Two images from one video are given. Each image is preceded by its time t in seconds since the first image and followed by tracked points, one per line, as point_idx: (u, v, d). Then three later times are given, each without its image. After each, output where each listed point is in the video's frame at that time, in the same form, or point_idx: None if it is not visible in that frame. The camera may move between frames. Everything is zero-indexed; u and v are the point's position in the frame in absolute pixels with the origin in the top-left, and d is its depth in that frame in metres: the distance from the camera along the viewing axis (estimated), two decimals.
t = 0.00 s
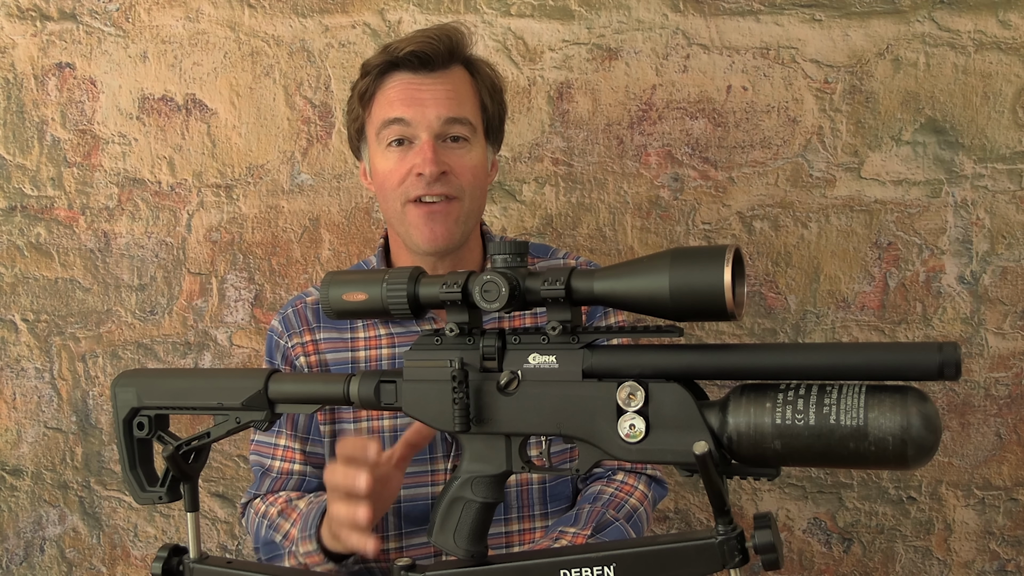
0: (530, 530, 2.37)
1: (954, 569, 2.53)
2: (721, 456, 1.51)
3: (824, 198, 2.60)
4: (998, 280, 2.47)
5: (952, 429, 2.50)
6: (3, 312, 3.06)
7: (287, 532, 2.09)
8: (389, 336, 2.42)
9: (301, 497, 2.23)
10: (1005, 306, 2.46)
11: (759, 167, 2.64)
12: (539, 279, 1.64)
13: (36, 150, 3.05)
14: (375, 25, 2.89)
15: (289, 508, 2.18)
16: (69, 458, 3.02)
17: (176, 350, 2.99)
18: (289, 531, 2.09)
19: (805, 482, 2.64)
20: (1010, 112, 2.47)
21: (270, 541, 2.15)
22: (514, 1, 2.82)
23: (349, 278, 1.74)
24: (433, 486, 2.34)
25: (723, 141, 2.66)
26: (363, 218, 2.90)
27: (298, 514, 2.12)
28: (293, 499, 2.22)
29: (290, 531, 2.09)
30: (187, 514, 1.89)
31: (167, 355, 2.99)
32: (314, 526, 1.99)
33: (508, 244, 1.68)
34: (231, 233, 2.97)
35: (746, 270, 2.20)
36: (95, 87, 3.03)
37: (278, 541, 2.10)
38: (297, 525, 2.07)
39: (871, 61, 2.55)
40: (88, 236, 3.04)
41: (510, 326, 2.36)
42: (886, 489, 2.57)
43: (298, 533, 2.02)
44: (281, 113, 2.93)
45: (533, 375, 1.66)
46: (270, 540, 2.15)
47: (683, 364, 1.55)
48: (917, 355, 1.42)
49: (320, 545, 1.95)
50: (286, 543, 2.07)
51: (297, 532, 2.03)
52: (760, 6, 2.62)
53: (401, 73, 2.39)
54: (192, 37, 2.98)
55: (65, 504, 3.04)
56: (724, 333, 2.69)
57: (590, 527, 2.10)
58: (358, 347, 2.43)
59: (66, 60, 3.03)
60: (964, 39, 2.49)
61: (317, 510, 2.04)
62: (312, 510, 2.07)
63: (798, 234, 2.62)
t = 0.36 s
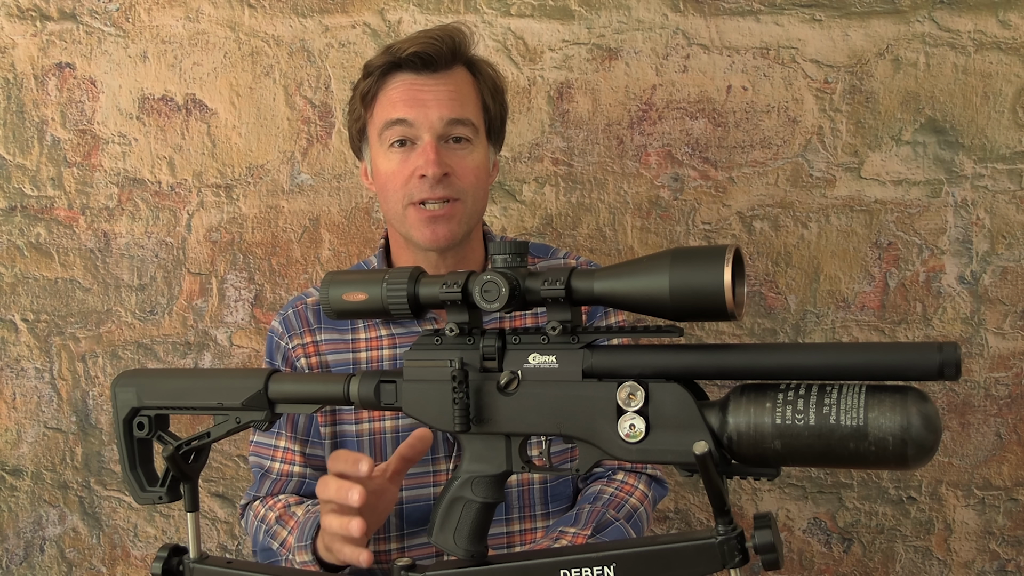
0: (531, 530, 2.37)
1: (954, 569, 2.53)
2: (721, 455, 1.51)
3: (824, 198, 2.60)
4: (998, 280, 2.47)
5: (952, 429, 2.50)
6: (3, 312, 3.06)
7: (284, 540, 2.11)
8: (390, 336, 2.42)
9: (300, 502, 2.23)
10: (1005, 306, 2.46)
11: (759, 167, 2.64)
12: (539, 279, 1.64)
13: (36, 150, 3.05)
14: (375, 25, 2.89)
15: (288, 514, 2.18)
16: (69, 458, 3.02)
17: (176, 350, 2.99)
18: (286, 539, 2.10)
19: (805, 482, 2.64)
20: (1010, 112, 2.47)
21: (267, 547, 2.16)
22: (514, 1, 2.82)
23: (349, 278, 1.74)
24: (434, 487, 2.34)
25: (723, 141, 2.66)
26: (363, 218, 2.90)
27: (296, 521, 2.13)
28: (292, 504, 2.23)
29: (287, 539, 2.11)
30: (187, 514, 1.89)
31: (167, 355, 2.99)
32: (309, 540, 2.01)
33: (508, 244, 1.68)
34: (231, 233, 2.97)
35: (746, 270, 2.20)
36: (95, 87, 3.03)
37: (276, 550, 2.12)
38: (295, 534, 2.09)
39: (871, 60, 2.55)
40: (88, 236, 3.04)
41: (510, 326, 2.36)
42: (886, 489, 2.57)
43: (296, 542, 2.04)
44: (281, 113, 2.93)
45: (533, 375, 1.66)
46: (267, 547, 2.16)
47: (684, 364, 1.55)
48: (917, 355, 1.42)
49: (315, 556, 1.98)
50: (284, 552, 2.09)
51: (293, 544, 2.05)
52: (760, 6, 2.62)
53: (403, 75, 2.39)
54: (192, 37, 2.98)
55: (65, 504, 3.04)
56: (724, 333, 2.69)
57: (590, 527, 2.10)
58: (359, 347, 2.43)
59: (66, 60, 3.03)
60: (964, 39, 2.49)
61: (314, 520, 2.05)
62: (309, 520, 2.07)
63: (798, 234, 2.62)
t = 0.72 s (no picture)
0: (531, 530, 2.37)
1: (954, 569, 2.53)
2: (721, 455, 1.51)
3: (824, 198, 2.60)
4: (998, 280, 2.47)
5: (952, 429, 2.50)
6: (3, 312, 3.06)
7: (289, 552, 2.11)
8: (391, 337, 2.42)
9: (303, 510, 2.22)
10: (1005, 306, 2.46)
11: (759, 167, 2.64)
12: (539, 279, 1.64)
13: (36, 150, 3.05)
14: (375, 25, 2.89)
15: (292, 524, 2.18)
16: (69, 458, 3.02)
17: (176, 350, 2.99)
18: (292, 550, 2.11)
19: (805, 482, 2.64)
20: (1010, 112, 2.47)
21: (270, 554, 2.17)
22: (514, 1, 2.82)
23: (348, 278, 1.74)
24: (433, 487, 2.34)
25: (723, 141, 2.66)
26: (363, 218, 2.90)
27: (302, 534, 2.12)
28: (295, 512, 2.22)
29: (293, 550, 2.11)
30: (187, 513, 1.89)
31: (167, 355, 2.99)
32: (319, 559, 2.03)
33: (508, 244, 1.68)
34: (231, 233, 2.97)
35: (746, 270, 2.20)
36: (95, 87, 3.03)
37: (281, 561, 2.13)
38: (301, 546, 2.09)
39: (871, 61, 2.55)
40: (88, 236, 3.04)
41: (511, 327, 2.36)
42: (886, 489, 2.57)
43: (304, 557, 2.06)
44: (281, 113, 2.93)
45: (533, 375, 1.66)
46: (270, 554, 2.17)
47: (684, 364, 1.55)
48: (917, 354, 1.42)
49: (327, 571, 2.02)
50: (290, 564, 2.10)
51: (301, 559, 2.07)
52: (760, 6, 2.62)
53: (405, 77, 2.37)
54: (192, 37, 2.98)
55: (65, 504, 3.04)
56: (724, 334, 2.69)
57: (590, 528, 2.10)
58: (359, 348, 2.43)
59: (66, 60, 3.03)
60: (964, 39, 2.49)
61: (324, 537, 2.06)
62: (318, 536, 2.07)
63: (798, 234, 2.62)
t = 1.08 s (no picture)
0: (531, 529, 2.37)
1: (954, 569, 2.53)
2: (721, 456, 1.51)
3: (824, 198, 2.60)
4: (998, 280, 2.47)
5: (952, 429, 2.50)
6: (3, 312, 3.06)
7: (301, 554, 2.13)
8: (394, 333, 2.42)
9: (313, 511, 2.23)
10: (1005, 306, 2.46)
11: (759, 167, 2.64)
12: (539, 279, 1.64)
13: (36, 150, 3.05)
14: (375, 25, 2.89)
15: (302, 525, 2.19)
16: (68, 458, 3.02)
17: (176, 350, 2.99)
18: (303, 553, 2.13)
19: (805, 482, 2.64)
20: (1010, 113, 2.47)
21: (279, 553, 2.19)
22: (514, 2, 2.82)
23: (349, 278, 1.74)
24: (435, 483, 2.34)
25: (723, 141, 2.66)
26: (363, 218, 2.90)
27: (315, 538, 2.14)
28: (304, 513, 2.23)
29: (305, 553, 2.13)
30: (187, 514, 1.89)
31: (167, 355, 2.99)
32: (334, 564, 2.05)
33: (508, 244, 1.68)
34: (231, 233, 2.97)
35: (746, 270, 2.20)
36: (95, 87, 3.03)
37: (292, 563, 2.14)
38: (314, 549, 2.11)
39: (871, 61, 2.55)
40: (88, 236, 3.04)
41: (511, 326, 2.36)
42: (886, 489, 2.57)
43: (318, 560, 2.09)
44: (281, 113, 2.93)
45: (533, 375, 1.66)
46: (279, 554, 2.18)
47: (683, 365, 1.55)
48: (917, 354, 1.42)
49: None
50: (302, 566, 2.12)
51: (316, 561, 2.09)
52: (760, 6, 2.62)
53: (404, 64, 2.39)
54: (192, 37, 2.98)
55: (65, 504, 3.04)
56: (724, 333, 2.69)
57: (590, 527, 2.10)
58: (363, 344, 2.43)
59: (66, 60, 3.03)
60: (964, 39, 2.49)
61: (340, 544, 2.08)
62: (333, 541, 2.09)
63: (798, 234, 2.62)
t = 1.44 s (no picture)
0: (531, 528, 2.37)
1: (954, 569, 2.53)
2: (721, 456, 1.51)
3: (824, 198, 2.60)
4: (998, 280, 2.47)
5: (952, 429, 2.50)
6: (3, 312, 3.06)
7: (301, 547, 2.13)
8: (395, 332, 2.42)
9: (313, 506, 2.24)
10: (1005, 306, 2.46)
11: (759, 167, 2.64)
12: (539, 279, 1.64)
13: (36, 150, 3.05)
14: (375, 25, 2.89)
15: (303, 519, 2.20)
16: (68, 458, 3.02)
17: (176, 350, 2.99)
18: (304, 545, 2.13)
19: (805, 482, 2.64)
20: (1010, 112, 2.47)
21: (280, 548, 2.19)
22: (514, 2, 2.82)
23: (349, 278, 1.74)
24: (435, 482, 2.34)
25: (723, 141, 2.66)
26: (363, 218, 2.90)
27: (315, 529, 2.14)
28: (305, 507, 2.24)
29: (304, 546, 2.13)
30: (187, 514, 1.89)
31: (167, 355, 2.99)
32: (333, 555, 2.05)
33: (508, 244, 1.68)
34: (231, 233, 2.97)
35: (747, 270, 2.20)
36: (95, 87, 3.03)
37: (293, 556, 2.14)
38: (313, 541, 2.11)
39: (871, 60, 2.55)
40: (88, 236, 3.04)
41: (511, 326, 2.36)
42: (886, 489, 2.57)
43: (316, 553, 2.08)
44: (281, 113, 2.93)
45: (533, 375, 1.66)
46: (280, 549, 2.18)
47: (684, 365, 1.55)
48: (917, 354, 1.42)
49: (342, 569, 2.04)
50: (301, 558, 2.12)
51: (315, 553, 2.08)
52: (760, 7, 2.62)
53: (395, 62, 2.42)
54: (192, 37, 2.98)
55: (65, 504, 3.04)
56: (724, 333, 2.69)
57: (590, 527, 2.10)
58: (364, 343, 2.42)
59: (66, 60, 3.04)
60: (964, 39, 2.49)
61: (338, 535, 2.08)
62: (331, 532, 2.10)
63: (798, 234, 2.62)
